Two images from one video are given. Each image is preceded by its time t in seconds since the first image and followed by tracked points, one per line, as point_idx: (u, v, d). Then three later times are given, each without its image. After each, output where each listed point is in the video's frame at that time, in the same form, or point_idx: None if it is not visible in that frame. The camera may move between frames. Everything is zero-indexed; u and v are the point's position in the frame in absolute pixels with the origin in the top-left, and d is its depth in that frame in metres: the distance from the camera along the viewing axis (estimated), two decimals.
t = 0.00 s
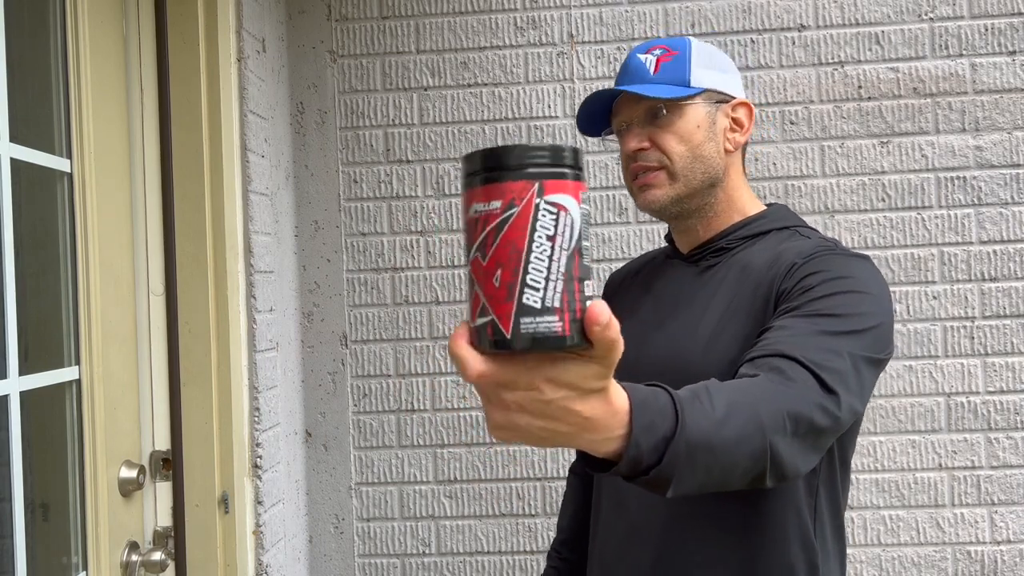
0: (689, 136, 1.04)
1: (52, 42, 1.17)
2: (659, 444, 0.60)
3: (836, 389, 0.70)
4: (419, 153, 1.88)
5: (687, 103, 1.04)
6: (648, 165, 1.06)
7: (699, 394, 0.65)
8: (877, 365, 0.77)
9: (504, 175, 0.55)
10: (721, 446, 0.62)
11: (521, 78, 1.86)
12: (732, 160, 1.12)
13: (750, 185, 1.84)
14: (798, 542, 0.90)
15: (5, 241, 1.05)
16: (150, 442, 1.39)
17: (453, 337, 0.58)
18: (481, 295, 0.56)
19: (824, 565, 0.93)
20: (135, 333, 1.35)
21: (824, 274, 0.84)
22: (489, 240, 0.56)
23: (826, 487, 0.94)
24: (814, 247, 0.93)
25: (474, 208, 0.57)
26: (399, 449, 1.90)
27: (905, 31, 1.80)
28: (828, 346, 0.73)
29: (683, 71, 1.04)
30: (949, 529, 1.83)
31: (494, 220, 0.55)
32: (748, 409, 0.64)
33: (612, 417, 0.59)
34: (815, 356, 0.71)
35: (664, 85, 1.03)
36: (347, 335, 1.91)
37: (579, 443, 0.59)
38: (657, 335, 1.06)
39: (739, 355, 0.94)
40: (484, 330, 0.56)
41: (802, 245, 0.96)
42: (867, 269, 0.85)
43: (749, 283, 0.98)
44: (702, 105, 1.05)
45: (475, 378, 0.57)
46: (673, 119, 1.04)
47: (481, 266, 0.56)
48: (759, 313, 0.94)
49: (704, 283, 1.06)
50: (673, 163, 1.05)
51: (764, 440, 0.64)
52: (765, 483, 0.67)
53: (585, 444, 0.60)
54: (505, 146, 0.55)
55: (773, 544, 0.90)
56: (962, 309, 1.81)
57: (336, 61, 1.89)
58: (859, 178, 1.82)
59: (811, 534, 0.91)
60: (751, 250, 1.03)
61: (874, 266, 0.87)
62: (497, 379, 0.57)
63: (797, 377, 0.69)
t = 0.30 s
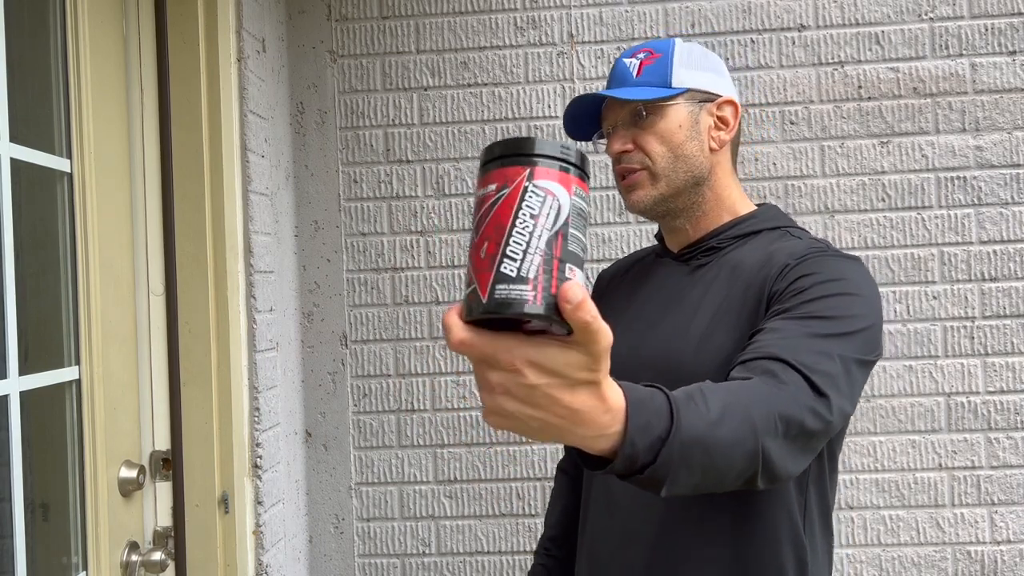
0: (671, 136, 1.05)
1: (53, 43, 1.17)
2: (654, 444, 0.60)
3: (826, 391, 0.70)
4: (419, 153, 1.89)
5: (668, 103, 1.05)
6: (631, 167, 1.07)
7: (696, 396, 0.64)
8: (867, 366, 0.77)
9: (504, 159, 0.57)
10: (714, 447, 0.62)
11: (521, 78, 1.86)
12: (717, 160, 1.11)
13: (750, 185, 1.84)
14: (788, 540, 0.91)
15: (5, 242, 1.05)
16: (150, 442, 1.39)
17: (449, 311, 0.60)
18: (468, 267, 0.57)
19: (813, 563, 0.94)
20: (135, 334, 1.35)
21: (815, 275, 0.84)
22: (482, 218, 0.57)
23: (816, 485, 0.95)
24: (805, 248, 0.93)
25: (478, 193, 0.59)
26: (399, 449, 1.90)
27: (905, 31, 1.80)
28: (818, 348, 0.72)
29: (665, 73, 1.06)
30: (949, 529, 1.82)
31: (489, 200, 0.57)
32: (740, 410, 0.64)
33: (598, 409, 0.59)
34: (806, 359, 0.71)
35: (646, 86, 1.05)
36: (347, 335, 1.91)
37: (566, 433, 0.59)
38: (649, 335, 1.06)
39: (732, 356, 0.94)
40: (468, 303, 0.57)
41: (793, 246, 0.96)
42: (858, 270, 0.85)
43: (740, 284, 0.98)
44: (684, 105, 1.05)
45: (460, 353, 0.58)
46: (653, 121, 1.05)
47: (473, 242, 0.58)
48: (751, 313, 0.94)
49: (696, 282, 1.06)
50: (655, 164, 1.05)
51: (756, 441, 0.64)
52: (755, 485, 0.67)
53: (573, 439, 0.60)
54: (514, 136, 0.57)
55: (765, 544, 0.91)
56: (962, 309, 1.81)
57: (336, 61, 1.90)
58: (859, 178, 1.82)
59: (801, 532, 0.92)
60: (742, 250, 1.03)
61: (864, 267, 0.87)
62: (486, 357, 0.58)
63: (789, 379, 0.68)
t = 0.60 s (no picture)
0: (694, 141, 1.07)
1: (53, 43, 1.17)
2: (606, 405, 0.66)
3: (792, 374, 0.74)
4: (419, 153, 1.88)
5: (700, 109, 1.08)
6: (647, 157, 1.08)
7: (655, 371, 0.70)
8: (834, 357, 0.81)
9: (461, 292, 0.54)
10: (667, 417, 0.67)
11: (521, 78, 1.86)
12: (724, 175, 1.14)
13: (750, 185, 1.84)
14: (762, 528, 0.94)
15: (5, 242, 1.05)
16: (150, 442, 1.39)
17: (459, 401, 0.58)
18: (488, 398, 0.58)
19: (787, 551, 0.97)
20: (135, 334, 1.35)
21: (785, 270, 0.87)
22: (474, 355, 0.56)
23: (789, 476, 0.98)
24: (777, 246, 0.96)
25: (432, 344, 0.55)
26: (399, 449, 1.90)
27: (905, 31, 1.80)
28: (785, 337, 0.77)
29: (704, 75, 1.07)
30: (949, 529, 1.83)
31: (468, 340, 0.55)
32: (698, 387, 0.69)
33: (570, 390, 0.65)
34: (774, 350, 0.75)
35: (686, 84, 1.06)
36: (347, 335, 1.91)
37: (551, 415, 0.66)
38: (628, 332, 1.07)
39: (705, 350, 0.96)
40: (504, 418, 0.59)
41: (765, 244, 0.98)
42: (828, 267, 0.89)
43: (713, 282, 1.00)
44: (713, 115, 1.09)
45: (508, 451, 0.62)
46: (680, 120, 1.07)
47: (474, 379, 0.57)
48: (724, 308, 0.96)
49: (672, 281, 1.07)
50: (670, 162, 1.08)
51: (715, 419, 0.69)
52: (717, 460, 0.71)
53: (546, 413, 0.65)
54: (441, 270, 0.53)
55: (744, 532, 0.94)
56: (962, 309, 1.81)
57: (336, 61, 1.89)
58: (859, 178, 1.82)
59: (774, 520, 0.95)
60: (718, 248, 1.04)
61: (835, 264, 0.91)
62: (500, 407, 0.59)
63: (752, 362, 0.73)
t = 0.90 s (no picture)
0: (682, 142, 1.11)
1: (52, 43, 1.17)
2: (587, 415, 0.67)
3: (769, 384, 0.76)
4: (419, 153, 1.88)
5: (687, 111, 1.12)
6: (637, 158, 1.11)
7: (635, 382, 0.71)
8: (806, 364, 0.84)
9: (459, 248, 0.55)
10: (647, 428, 0.68)
11: (521, 78, 1.86)
12: (704, 176, 1.19)
13: (750, 185, 1.84)
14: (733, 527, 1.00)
15: (5, 242, 1.05)
16: (150, 442, 1.39)
17: (451, 402, 0.59)
18: (481, 361, 0.58)
19: (755, 547, 1.03)
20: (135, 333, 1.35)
21: (763, 279, 0.90)
22: (469, 315, 0.57)
23: (758, 478, 1.04)
24: (755, 252, 0.98)
25: (431, 300, 0.55)
26: (399, 449, 1.90)
27: (905, 31, 1.80)
28: (761, 346, 0.79)
29: (688, 76, 1.11)
30: (949, 529, 1.83)
31: (466, 297, 0.56)
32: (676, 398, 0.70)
33: (553, 394, 0.65)
34: (750, 357, 0.77)
35: (672, 87, 1.09)
36: (347, 335, 1.91)
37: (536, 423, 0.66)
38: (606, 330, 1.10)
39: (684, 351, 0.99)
40: (496, 387, 0.60)
41: (743, 250, 1.01)
42: (802, 275, 0.92)
43: (692, 285, 1.03)
44: (698, 118, 1.13)
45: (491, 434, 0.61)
46: (668, 122, 1.11)
47: (470, 340, 0.57)
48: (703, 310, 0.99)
49: (652, 282, 1.10)
50: (660, 163, 1.11)
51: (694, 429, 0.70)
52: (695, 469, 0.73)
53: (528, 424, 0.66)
54: (431, 233, 0.54)
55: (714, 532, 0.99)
56: (962, 309, 1.81)
57: (336, 61, 1.89)
58: (859, 178, 1.82)
59: (744, 519, 1.01)
60: (697, 250, 1.08)
61: (808, 271, 0.94)
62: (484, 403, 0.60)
63: (730, 372, 0.75)
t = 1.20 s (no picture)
0: (650, 137, 1.13)
1: (53, 43, 1.17)
2: (575, 410, 0.67)
3: (741, 377, 0.77)
4: (419, 153, 1.89)
5: (653, 107, 1.13)
6: (607, 155, 1.12)
7: (616, 375, 0.71)
8: (776, 357, 0.85)
9: (440, 190, 0.58)
10: (631, 422, 0.68)
11: (521, 78, 1.86)
12: (673, 171, 1.21)
13: (750, 185, 1.83)
14: (704, 520, 1.01)
15: (5, 242, 1.05)
16: (150, 442, 1.39)
17: (416, 353, 0.60)
18: (445, 309, 0.59)
19: (727, 539, 1.05)
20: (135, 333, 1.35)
21: (732, 274, 0.92)
22: (440, 257, 0.59)
23: (730, 471, 1.05)
24: (724, 248, 1.01)
25: (407, 232, 0.59)
26: (399, 449, 1.90)
27: (905, 31, 1.81)
28: (732, 340, 0.80)
29: (654, 73, 1.11)
30: (948, 530, 1.82)
31: (439, 237, 0.59)
32: (654, 390, 0.70)
33: (537, 387, 0.65)
34: (725, 352, 0.78)
35: (640, 83, 1.09)
36: (347, 335, 1.91)
37: (514, 412, 0.65)
38: (581, 326, 1.15)
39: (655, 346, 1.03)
40: (455, 342, 0.60)
41: (713, 246, 1.04)
42: (770, 270, 0.94)
43: (664, 281, 1.06)
44: (664, 113, 1.14)
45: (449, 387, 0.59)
46: (637, 118, 1.12)
47: (437, 282, 0.59)
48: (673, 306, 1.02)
49: (625, 279, 1.13)
50: (630, 159, 1.13)
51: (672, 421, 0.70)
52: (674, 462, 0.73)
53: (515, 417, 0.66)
54: (414, 168, 0.58)
55: (688, 525, 1.00)
56: (962, 309, 1.81)
57: (336, 61, 1.89)
58: (859, 178, 1.82)
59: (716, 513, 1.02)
60: (668, 247, 1.11)
61: (776, 267, 0.96)
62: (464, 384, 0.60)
63: (704, 365, 0.76)
